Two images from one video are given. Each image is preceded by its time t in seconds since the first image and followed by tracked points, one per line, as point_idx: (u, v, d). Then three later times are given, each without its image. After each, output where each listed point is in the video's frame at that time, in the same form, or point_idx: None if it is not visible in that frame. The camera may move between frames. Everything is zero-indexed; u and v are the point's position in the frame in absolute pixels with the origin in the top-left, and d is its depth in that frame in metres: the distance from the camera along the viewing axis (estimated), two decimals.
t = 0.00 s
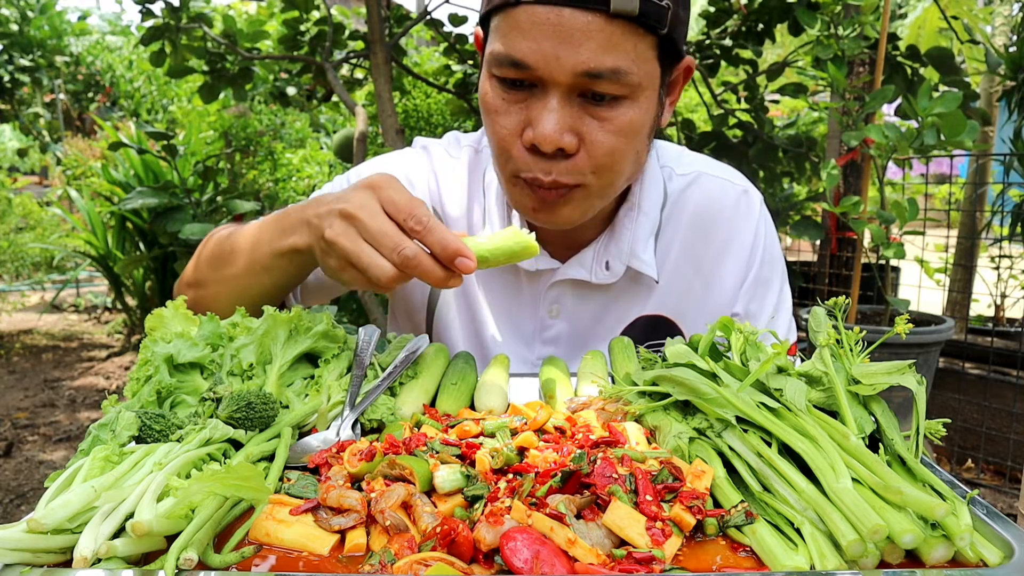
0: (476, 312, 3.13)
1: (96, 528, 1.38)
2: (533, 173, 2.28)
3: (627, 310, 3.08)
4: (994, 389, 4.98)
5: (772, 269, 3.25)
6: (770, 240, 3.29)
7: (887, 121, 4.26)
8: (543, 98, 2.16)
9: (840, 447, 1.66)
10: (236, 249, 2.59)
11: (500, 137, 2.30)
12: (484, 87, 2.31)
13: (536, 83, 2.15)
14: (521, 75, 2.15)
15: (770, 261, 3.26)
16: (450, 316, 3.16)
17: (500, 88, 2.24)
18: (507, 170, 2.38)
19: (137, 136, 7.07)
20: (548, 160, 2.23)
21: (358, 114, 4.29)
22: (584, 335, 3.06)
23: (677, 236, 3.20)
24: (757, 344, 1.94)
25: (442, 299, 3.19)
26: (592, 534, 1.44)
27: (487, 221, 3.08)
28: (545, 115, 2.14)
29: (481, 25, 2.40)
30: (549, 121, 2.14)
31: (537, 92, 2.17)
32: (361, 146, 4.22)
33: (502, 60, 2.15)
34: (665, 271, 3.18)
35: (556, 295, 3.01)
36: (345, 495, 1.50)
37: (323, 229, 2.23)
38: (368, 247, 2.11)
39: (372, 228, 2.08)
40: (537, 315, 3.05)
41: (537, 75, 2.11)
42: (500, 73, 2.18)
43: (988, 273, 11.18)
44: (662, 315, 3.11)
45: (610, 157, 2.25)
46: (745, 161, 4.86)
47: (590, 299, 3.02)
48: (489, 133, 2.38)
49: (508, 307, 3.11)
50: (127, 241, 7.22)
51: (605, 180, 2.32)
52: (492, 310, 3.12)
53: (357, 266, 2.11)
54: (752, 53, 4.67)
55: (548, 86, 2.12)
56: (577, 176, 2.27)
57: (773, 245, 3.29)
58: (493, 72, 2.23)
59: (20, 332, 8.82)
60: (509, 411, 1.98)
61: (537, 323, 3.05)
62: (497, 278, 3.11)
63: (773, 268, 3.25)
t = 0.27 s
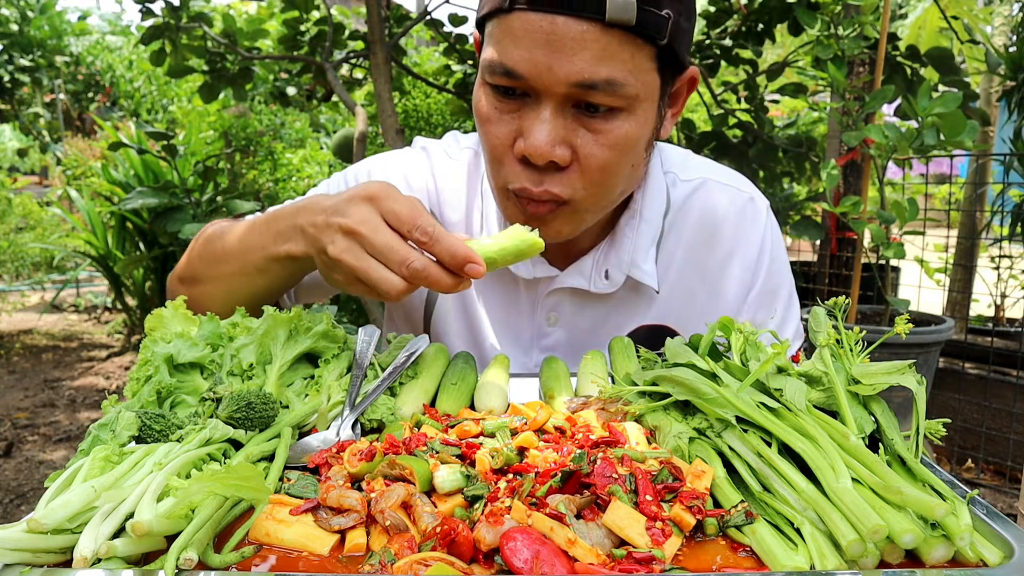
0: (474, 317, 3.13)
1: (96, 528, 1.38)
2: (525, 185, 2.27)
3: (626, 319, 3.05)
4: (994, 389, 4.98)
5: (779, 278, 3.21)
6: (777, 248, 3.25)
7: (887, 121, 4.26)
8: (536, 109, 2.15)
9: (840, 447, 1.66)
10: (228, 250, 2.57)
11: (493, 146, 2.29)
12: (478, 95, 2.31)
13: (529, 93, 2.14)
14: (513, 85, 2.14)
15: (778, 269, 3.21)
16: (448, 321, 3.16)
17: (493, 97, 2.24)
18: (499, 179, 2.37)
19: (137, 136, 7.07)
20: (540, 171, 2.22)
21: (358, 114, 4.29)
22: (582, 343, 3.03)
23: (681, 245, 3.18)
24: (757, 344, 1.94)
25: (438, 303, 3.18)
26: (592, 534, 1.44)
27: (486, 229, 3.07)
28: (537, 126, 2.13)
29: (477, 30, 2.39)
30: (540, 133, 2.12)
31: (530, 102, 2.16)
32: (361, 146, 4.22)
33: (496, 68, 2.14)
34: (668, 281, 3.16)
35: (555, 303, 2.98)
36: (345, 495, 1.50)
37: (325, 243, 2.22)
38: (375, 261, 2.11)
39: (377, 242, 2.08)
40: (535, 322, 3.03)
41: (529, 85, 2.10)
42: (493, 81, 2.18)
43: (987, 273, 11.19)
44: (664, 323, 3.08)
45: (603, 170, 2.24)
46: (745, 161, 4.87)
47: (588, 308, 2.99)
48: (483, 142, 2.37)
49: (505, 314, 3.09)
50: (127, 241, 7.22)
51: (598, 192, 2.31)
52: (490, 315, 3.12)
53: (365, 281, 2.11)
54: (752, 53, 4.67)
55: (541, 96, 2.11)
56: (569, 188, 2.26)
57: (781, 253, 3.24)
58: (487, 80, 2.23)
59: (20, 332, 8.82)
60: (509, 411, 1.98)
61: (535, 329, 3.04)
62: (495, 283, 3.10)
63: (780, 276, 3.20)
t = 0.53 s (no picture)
0: (471, 321, 3.12)
1: (96, 528, 1.38)
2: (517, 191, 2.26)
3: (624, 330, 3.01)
4: (994, 389, 4.98)
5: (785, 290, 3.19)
6: (783, 260, 3.21)
7: (887, 121, 4.26)
8: (528, 110, 2.14)
9: (840, 447, 1.66)
10: (219, 241, 2.56)
11: (486, 150, 2.28)
12: (472, 98, 2.30)
13: (522, 94, 2.14)
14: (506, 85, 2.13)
15: (784, 282, 3.18)
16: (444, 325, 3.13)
17: (485, 99, 2.23)
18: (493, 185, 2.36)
19: (137, 136, 7.07)
20: (532, 176, 2.22)
21: (358, 114, 4.28)
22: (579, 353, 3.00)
23: (685, 256, 3.15)
24: (757, 344, 1.94)
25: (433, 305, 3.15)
26: (592, 534, 1.44)
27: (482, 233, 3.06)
28: (528, 128, 2.12)
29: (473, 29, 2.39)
30: (531, 135, 2.11)
31: (523, 104, 2.15)
32: (361, 146, 4.23)
33: (488, 69, 2.14)
34: (672, 292, 3.14)
35: (552, 313, 2.95)
36: (345, 495, 1.50)
37: (326, 249, 2.23)
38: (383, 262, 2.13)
39: (383, 246, 2.10)
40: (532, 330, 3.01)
41: (522, 85, 2.10)
42: (486, 81, 2.17)
43: (987, 273, 11.19)
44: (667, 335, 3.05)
45: (597, 175, 2.23)
46: (745, 161, 4.88)
47: (586, 317, 2.96)
48: (476, 146, 2.36)
49: (503, 319, 3.08)
50: (127, 241, 7.22)
51: (592, 199, 2.30)
52: (488, 320, 3.11)
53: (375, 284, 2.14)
54: (752, 53, 4.67)
55: (534, 97, 2.11)
56: (558, 193, 2.25)
57: (786, 265, 3.22)
58: (479, 82, 2.23)
59: (20, 332, 8.82)
60: (509, 411, 1.98)
61: (532, 338, 3.02)
62: (494, 289, 3.09)
63: (786, 289, 3.16)
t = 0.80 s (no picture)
0: (471, 324, 3.13)
1: (96, 528, 1.38)
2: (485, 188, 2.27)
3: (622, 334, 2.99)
4: (994, 389, 4.98)
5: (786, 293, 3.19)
6: (784, 264, 3.21)
7: (887, 121, 4.26)
8: (495, 107, 2.15)
9: (840, 447, 1.66)
10: (219, 250, 2.55)
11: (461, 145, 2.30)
12: (455, 92, 2.33)
13: (491, 91, 2.15)
14: (476, 80, 2.15)
15: (785, 286, 3.18)
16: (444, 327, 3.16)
17: (462, 94, 2.25)
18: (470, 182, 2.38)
19: (137, 136, 7.07)
20: (499, 174, 2.22)
21: (358, 114, 4.28)
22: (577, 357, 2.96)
23: (686, 260, 3.15)
24: (758, 344, 1.94)
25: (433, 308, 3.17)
26: (592, 534, 1.44)
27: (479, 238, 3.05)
28: (492, 124, 2.13)
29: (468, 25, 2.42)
30: (493, 131, 2.12)
31: (492, 101, 2.16)
32: (361, 147, 4.23)
33: (462, 64, 2.16)
34: (672, 297, 3.15)
35: (550, 315, 2.94)
36: (345, 495, 1.50)
37: (346, 253, 2.23)
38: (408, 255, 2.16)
39: (408, 237, 2.13)
40: (530, 335, 2.99)
41: (489, 82, 2.11)
42: (461, 76, 2.19)
43: (987, 273, 11.20)
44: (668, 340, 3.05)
45: (562, 177, 2.22)
46: (746, 161, 4.88)
47: (584, 321, 2.94)
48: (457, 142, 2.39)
49: (502, 322, 3.08)
50: (127, 241, 7.22)
51: (559, 200, 2.29)
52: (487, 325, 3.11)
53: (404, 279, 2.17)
54: (752, 53, 4.67)
55: (500, 95, 2.12)
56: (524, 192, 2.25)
57: (788, 269, 3.21)
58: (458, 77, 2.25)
59: (20, 332, 8.81)
60: (509, 411, 1.98)
61: (530, 342, 3.00)
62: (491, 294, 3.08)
63: (788, 293, 3.16)
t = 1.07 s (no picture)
0: (470, 323, 3.11)
1: (96, 528, 1.38)
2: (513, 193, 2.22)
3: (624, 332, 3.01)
4: (994, 389, 4.98)
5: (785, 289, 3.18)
6: (783, 260, 3.20)
7: (887, 121, 4.26)
8: (528, 109, 2.12)
9: (840, 447, 1.66)
10: (216, 247, 2.56)
11: (485, 150, 2.25)
12: (472, 98, 2.28)
13: (522, 92, 2.12)
14: (506, 82, 2.11)
15: (785, 282, 3.16)
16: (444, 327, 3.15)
17: (485, 98, 2.21)
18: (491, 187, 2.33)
19: (137, 136, 7.07)
20: (530, 177, 2.19)
21: (358, 113, 4.28)
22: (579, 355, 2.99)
23: (685, 258, 3.15)
24: (758, 344, 1.94)
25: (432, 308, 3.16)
26: (592, 534, 1.44)
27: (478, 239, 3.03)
28: (528, 126, 2.10)
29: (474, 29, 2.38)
30: (531, 134, 2.09)
31: (522, 102, 2.13)
32: (361, 146, 4.23)
33: (488, 66, 2.12)
34: (671, 294, 3.14)
35: (551, 315, 2.95)
36: (345, 495, 1.50)
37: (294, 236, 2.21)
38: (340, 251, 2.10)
39: (343, 231, 2.09)
40: (531, 334, 3.00)
41: (523, 82, 2.08)
42: (485, 79, 2.15)
43: (987, 273, 11.20)
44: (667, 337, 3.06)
45: (597, 174, 2.21)
46: (746, 161, 4.88)
47: (586, 320, 2.94)
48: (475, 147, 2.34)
49: (502, 322, 3.08)
50: (127, 241, 7.22)
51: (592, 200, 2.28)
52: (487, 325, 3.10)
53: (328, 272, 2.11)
54: (752, 53, 4.67)
55: (534, 95, 2.09)
56: (556, 197, 2.22)
57: (787, 265, 3.20)
58: (478, 82, 2.21)
59: (20, 332, 8.82)
60: (509, 411, 1.98)
61: (531, 341, 3.01)
62: (491, 294, 3.09)
63: (787, 289, 3.15)
